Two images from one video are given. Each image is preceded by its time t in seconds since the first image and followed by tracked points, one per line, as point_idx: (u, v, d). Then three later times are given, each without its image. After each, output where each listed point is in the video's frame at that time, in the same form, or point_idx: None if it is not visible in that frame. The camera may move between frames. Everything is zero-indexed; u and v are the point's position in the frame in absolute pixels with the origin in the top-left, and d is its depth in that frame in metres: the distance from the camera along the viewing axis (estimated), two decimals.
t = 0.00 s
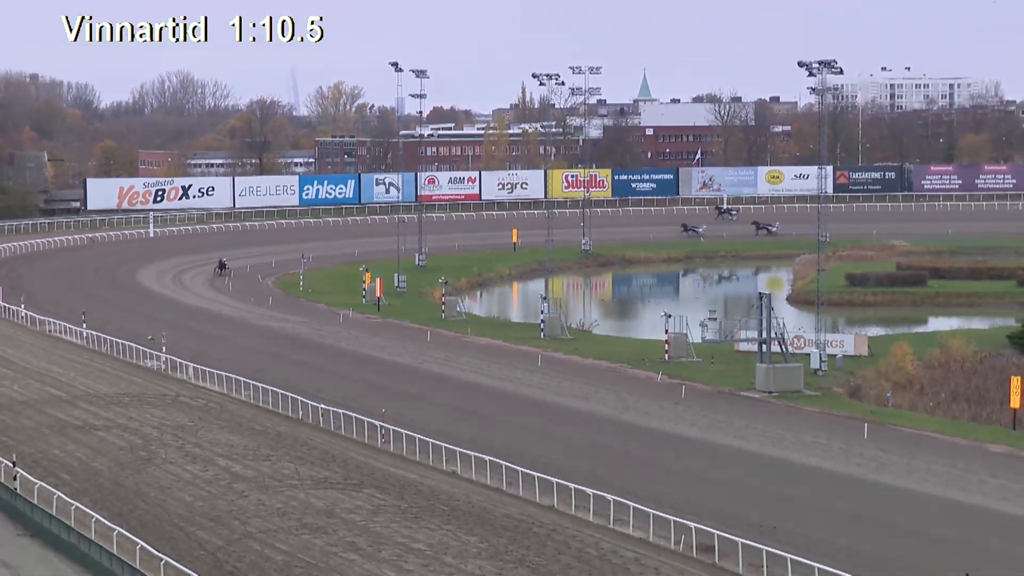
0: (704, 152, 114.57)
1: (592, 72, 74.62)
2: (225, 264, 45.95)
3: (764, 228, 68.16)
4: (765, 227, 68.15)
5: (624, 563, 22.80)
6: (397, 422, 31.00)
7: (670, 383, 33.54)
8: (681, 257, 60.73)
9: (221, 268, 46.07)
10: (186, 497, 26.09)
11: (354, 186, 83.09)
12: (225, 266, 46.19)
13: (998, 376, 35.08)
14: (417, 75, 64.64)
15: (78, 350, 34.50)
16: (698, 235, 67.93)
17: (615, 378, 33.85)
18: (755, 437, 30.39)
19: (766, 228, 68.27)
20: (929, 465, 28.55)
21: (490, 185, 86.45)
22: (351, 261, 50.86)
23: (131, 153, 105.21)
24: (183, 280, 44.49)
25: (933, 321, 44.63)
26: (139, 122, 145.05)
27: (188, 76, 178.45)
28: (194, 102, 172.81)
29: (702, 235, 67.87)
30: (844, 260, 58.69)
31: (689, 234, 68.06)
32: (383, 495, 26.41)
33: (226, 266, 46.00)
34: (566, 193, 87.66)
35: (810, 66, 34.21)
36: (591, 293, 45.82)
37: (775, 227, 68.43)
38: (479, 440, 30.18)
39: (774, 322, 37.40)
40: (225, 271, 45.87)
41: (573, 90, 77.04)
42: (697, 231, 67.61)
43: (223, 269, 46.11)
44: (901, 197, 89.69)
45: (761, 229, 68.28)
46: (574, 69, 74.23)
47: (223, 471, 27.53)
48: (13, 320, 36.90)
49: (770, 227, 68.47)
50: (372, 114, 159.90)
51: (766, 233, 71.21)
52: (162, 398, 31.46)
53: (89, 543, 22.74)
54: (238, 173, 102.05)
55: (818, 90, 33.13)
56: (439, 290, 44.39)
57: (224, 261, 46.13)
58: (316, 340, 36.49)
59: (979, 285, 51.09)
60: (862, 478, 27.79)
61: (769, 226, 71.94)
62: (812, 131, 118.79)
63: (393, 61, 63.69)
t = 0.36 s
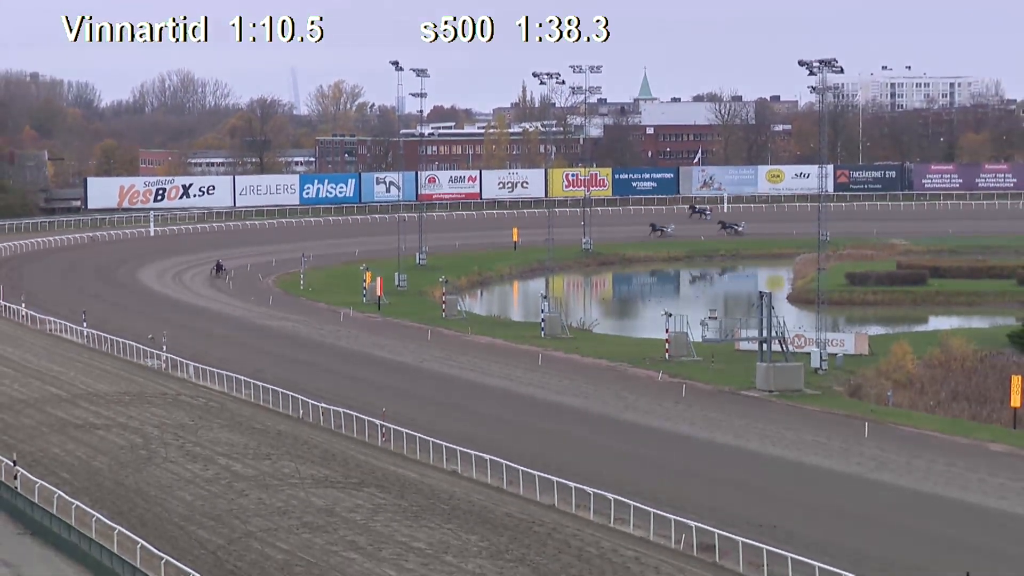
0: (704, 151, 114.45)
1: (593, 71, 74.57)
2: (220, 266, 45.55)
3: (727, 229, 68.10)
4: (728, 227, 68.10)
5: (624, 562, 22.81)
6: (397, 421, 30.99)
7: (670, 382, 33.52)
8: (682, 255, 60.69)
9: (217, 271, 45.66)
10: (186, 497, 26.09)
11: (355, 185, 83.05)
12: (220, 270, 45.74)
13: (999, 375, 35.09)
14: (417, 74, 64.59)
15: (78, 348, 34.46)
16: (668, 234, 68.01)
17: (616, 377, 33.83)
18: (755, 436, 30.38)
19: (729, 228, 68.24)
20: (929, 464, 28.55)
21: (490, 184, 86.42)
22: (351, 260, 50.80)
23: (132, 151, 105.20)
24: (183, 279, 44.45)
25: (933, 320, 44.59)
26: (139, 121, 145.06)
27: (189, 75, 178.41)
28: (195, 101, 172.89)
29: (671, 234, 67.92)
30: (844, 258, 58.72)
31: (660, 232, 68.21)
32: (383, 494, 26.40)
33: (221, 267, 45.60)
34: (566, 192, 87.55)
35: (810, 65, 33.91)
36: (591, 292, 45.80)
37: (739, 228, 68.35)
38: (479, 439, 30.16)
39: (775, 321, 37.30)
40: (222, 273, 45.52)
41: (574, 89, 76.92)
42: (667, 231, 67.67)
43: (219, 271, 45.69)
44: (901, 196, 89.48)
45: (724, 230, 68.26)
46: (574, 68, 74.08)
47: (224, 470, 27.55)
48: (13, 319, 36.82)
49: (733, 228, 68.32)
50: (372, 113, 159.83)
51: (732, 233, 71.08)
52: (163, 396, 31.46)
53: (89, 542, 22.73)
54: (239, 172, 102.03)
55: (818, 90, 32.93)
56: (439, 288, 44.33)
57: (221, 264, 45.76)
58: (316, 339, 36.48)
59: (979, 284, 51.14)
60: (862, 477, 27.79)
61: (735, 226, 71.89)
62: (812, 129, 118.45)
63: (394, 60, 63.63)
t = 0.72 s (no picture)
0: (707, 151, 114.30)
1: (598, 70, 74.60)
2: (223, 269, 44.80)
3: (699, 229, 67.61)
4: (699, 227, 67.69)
5: (629, 562, 22.80)
6: (402, 421, 30.97)
7: (675, 381, 33.47)
8: (686, 255, 60.64)
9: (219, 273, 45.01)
10: (191, 496, 26.10)
11: (359, 185, 83.07)
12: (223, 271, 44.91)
13: (1003, 375, 35.07)
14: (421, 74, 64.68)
15: (83, 347, 34.42)
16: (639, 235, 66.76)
17: (620, 376, 33.81)
18: (759, 436, 30.37)
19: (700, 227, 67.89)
20: (934, 463, 28.54)
21: (494, 184, 86.39)
22: (355, 260, 50.81)
23: (136, 151, 105.30)
24: (187, 279, 44.45)
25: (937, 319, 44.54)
26: (143, 121, 145.15)
27: (194, 75, 178.44)
28: (199, 101, 173.06)
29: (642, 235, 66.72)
30: (849, 258, 58.73)
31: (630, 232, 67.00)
32: (388, 494, 26.39)
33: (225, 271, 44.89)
34: (570, 192, 87.27)
35: (814, 65, 33.97)
36: (595, 292, 45.79)
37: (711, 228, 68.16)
38: (483, 439, 30.16)
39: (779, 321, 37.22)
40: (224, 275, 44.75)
41: (578, 89, 76.85)
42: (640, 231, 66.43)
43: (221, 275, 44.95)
44: (906, 196, 89.30)
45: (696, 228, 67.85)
46: (579, 66, 73.95)
47: (228, 470, 27.56)
48: (17, 319, 36.82)
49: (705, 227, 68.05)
50: (377, 112, 159.73)
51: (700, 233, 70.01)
52: (167, 395, 31.45)
53: (94, 542, 22.73)
54: (244, 172, 102.10)
55: (822, 90, 32.97)
56: (443, 288, 44.27)
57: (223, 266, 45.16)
58: (319, 339, 36.44)
59: (983, 283, 51.13)
60: (866, 477, 27.78)
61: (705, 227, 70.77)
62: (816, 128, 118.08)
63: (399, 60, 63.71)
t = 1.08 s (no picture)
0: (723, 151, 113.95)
1: (614, 69, 74.30)
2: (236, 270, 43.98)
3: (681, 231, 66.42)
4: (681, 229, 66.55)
5: (645, 565, 22.49)
6: (415, 422, 30.70)
7: (690, 382, 33.15)
8: (702, 255, 60.33)
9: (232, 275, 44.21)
10: (203, 498, 25.86)
11: (373, 184, 82.83)
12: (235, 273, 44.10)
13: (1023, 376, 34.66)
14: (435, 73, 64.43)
15: (94, 347, 34.18)
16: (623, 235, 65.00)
17: (636, 377, 33.49)
18: (776, 438, 30.04)
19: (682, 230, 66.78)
20: (952, 465, 28.19)
21: (509, 184, 86.09)
22: (368, 260, 50.59)
23: (148, 150, 105.29)
24: (199, 279, 44.25)
25: (956, 321, 44.15)
26: (156, 119, 145.25)
27: (207, 74, 178.47)
28: (212, 100, 173.17)
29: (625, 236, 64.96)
30: (866, 258, 58.42)
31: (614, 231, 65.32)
32: (402, 496, 26.13)
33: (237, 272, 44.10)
34: (585, 192, 87.08)
35: (832, 64, 33.32)
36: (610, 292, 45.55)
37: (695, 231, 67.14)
38: (497, 440, 29.87)
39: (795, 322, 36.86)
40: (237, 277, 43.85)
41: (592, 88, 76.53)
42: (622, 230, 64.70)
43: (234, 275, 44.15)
44: (925, 196, 88.74)
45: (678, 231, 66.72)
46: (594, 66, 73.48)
47: (240, 472, 27.31)
48: (28, 319, 36.62)
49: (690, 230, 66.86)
50: (389, 110, 159.55)
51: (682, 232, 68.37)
52: (180, 395, 31.23)
53: (105, 545, 22.47)
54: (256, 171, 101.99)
55: (840, 88, 32.52)
56: (457, 288, 44.04)
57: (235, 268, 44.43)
58: (333, 339, 36.17)
59: (1001, 284, 50.81)
60: (884, 479, 27.45)
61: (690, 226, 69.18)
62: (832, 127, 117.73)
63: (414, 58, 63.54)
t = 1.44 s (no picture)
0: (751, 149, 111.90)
1: (639, 63, 73.09)
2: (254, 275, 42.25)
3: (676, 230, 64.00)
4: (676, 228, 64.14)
5: None
6: (434, 427, 29.67)
7: (719, 386, 32.07)
8: (732, 255, 59.23)
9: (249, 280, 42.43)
10: (215, 506, 24.87)
11: (391, 181, 82.02)
12: (254, 277, 42.37)
13: None
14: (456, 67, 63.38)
15: (103, 350, 33.25)
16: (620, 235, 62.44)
17: (662, 380, 32.41)
18: (808, 444, 28.94)
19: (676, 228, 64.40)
20: (992, 473, 27.04)
21: (531, 181, 85.00)
22: (387, 260, 49.62)
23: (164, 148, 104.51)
24: (213, 280, 43.32)
25: (994, 324, 42.84)
26: (173, 115, 144.57)
27: (221, 69, 177.69)
28: (225, 95, 172.42)
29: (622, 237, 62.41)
30: (902, 258, 57.32)
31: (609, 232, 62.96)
32: (421, 504, 25.10)
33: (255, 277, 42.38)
34: (611, 189, 86.38)
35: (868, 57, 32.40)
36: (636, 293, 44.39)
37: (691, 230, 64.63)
38: (518, 446, 28.83)
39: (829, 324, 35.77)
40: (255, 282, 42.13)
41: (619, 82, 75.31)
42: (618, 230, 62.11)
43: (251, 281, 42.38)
44: (962, 193, 87.40)
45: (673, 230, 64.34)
46: (620, 60, 72.41)
47: (254, 479, 26.31)
48: (36, 321, 35.70)
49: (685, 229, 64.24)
50: (408, 106, 158.53)
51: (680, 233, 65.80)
52: (192, 399, 30.27)
53: (114, 553, 21.45)
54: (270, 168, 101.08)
55: (875, 82, 31.50)
56: (479, 289, 43.09)
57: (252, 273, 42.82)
58: (349, 342, 35.16)
59: None
60: (920, 487, 26.32)
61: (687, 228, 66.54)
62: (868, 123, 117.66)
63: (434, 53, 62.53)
